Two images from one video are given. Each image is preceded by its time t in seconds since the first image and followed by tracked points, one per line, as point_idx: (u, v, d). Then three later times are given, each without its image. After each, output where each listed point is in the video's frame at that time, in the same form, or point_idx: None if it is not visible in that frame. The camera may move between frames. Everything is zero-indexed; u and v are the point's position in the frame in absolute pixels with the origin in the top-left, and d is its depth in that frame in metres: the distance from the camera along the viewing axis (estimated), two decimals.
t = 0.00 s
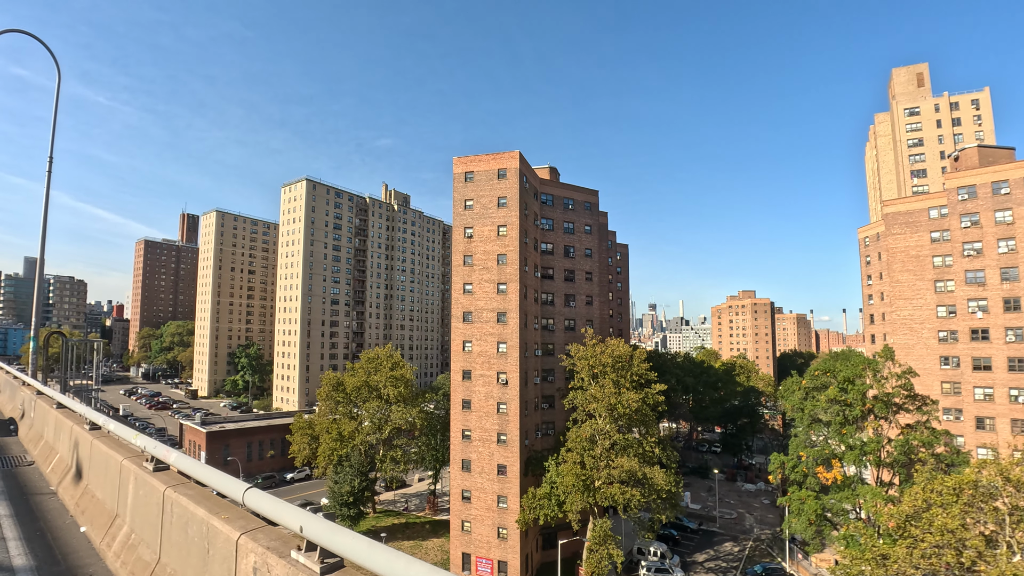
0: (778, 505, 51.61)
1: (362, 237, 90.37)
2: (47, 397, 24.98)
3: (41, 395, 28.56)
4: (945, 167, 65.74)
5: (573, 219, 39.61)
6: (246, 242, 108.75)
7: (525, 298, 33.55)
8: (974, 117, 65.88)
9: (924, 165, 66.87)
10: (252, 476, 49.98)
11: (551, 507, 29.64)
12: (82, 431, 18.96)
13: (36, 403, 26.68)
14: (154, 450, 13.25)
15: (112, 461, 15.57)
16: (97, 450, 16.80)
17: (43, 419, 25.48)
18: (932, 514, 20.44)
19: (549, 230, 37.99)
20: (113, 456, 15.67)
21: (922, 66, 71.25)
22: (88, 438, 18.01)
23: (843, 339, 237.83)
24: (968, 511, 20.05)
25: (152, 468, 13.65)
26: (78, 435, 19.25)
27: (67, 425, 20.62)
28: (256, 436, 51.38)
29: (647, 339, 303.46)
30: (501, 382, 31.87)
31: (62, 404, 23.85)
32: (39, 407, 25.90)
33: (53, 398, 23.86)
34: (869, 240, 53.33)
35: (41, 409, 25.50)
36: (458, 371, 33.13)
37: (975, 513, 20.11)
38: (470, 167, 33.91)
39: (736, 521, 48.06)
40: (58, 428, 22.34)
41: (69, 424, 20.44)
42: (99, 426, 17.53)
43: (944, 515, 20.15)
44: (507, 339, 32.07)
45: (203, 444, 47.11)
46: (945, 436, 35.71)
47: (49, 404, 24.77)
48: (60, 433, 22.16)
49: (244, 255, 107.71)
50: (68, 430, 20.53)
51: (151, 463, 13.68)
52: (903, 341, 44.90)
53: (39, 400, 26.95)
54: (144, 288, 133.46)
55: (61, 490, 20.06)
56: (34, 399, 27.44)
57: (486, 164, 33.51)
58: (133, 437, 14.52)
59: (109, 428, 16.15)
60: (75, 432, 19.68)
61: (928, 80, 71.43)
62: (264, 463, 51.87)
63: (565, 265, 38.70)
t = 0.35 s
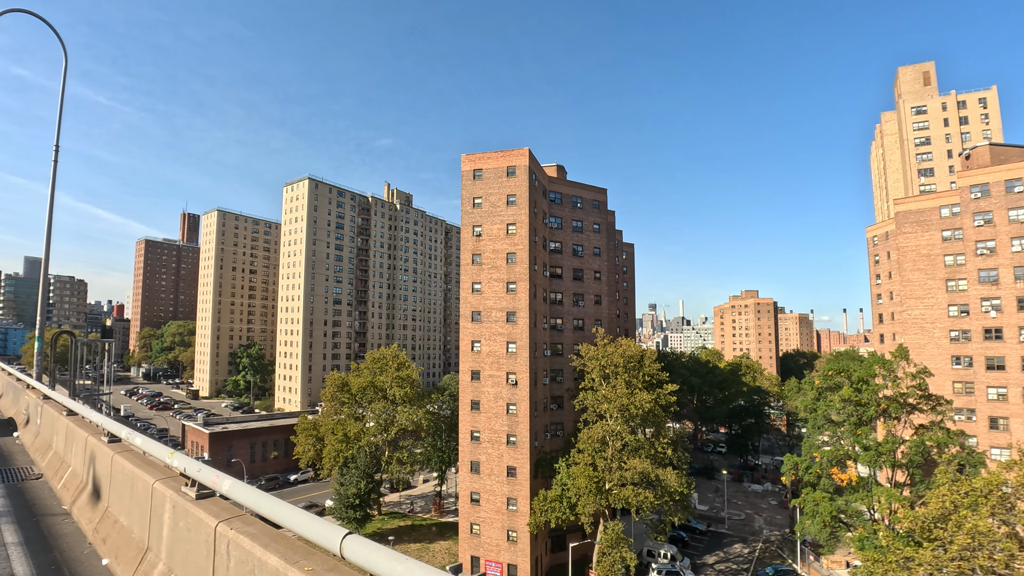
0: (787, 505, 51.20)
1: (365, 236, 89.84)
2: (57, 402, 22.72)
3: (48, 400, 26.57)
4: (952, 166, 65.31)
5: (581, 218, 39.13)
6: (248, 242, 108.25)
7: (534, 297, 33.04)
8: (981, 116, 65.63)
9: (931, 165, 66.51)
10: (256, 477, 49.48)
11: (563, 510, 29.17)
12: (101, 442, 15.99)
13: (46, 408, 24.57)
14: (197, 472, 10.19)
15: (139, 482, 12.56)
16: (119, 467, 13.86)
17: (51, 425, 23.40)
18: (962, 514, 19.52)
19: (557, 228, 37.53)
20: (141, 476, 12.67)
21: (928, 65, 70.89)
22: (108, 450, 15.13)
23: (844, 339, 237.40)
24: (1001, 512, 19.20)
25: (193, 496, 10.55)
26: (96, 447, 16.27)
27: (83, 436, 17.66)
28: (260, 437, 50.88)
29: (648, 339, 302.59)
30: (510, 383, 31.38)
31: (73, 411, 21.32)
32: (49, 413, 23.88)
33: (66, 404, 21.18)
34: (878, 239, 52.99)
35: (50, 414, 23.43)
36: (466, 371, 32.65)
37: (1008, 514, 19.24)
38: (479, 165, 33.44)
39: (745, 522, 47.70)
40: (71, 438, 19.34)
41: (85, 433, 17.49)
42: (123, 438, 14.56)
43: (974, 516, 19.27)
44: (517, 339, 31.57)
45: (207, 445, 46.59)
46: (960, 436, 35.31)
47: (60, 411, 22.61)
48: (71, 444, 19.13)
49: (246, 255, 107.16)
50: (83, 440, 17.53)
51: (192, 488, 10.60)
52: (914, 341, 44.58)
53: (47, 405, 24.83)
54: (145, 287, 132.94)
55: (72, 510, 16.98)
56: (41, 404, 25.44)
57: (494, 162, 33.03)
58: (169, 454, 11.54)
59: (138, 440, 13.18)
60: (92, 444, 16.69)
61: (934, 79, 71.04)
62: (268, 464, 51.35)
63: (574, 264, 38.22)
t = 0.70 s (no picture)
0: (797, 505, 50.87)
1: (367, 236, 89.30)
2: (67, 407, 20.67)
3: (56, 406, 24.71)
4: (960, 166, 64.87)
5: (590, 216, 38.67)
6: (249, 241, 107.70)
7: (543, 297, 32.57)
8: (988, 116, 65.17)
9: (939, 164, 66.07)
10: (260, 479, 49.00)
11: (575, 513, 28.71)
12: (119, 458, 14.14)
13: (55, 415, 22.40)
14: (269, 508, 7.77)
15: (179, 514, 9.89)
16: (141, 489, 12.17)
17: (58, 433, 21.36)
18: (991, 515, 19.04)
19: (566, 227, 37.07)
20: (182, 506, 10.00)
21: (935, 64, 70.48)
22: (131, 464, 12.97)
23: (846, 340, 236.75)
24: None
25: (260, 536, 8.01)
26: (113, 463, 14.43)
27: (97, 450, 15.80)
28: (263, 437, 50.36)
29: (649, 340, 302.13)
30: (520, 384, 30.90)
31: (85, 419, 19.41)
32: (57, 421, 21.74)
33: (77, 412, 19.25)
34: (888, 238, 52.95)
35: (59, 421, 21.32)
36: (475, 372, 32.17)
37: None
38: (488, 162, 32.95)
39: (754, 523, 47.29)
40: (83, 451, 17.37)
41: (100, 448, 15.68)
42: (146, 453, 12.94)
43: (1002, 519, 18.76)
44: (527, 339, 31.08)
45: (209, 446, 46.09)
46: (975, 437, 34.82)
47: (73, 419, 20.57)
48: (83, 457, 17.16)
49: (247, 255, 106.64)
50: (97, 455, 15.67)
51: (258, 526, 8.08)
52: (925, 340, 44.32)
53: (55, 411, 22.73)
54: (146, 287, 132.37)
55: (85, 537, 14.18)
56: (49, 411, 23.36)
57: (504, 159, 32.53)
58: (222, 482, 9.05)
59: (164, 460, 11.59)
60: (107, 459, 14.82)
61: (941, 78, 70.63)
62: (271, 465, 50.83)
63: (582, 263, 37.75)
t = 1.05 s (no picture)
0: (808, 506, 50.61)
1: (370, 235, 88.80)
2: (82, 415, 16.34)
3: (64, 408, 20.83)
4: (968, 165, 64.44)
5: (599, 214, 38.17)
6: (251, 241, 107.22)
7: (554, 296, 32.06)
8: (995, 114, 64.72)
9: (947, 163, 65.67)
10: (263, 480, 48.50)
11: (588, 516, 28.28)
12: (161, 486, 9.90)
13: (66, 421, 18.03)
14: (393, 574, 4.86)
15: (243, 561, 7.13)
16: (198, 528, 8.40)
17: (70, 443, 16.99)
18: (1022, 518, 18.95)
19: (575, 225, 36.59)
20: (242, 552, 7.22)
21: (942, 62, 70.10)
22: (165, 489, 9.85)
23: (847, 340, 236.41)
24: None
25: None
26: (152, 494, 10.15)
27: (128, 472, 11.49)
28: (266, 439, 49.81)
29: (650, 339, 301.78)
30: (531, 385, 30.43)
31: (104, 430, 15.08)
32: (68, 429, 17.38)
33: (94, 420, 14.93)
34: (896, 238, 52.77)
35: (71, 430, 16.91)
36: (485, 372, 31.68)
37: None
38: (497, 159, 32.45)
39: (764, 525, 46.83)
40: (107, 471, 12.97)
41: (133, 469, 11.37)
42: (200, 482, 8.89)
43: None
44: (537, 339, 30.59)
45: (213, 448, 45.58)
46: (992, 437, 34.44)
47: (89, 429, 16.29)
48: (108, 480, 12.74)
49: (248, 254, 106.04)
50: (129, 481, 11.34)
51: None
52: (938, 340, 44.07)
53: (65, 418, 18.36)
54: (146, 287, 131.79)
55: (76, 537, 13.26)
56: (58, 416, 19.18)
57: (513, 157, 32.04)
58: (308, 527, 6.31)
59: (239, 497, 7.45)
60: (144, 486, 10.53)
61: (948, 77, 70.22)
62: (275, 467, 50.29)
63: (592, 262, 37.27)
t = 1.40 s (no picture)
0: (816, 506, 50.60)
1: (372, 234, 88.26)
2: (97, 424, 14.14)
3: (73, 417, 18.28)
4: (975, 163, 64.01)
5: (608, 213, 37.68)
6: (252, 241, 106.67)
7: (565, 295, 31.55)
8: (1003, 112, 64.19)
9: (954, 162, 65.20)
10: (267, 483, 47.97)
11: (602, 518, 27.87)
12: (215, 525, 7.90)
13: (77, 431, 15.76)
14: None
15: None
16: None
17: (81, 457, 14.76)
18: None
19: (584, 224, 36.11)
20: None
21: (948, 60, 69.69)
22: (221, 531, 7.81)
23: (848, 340, 235.97)
24: None
25: None
26: (202, 532, 8.20)
27: (167, 501, 9.45)
28: (270, 440, 49.31)
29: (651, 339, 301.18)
30: (542, 385, 29.95)
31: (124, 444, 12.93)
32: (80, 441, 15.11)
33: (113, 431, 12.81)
34: (906, 238, 53.13)
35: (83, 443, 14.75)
36: (495, 372, 31.23)
37: None
38: (506, 157, 31.95)
39: (773, 526, 46.44)
40: (133, 495, 10.87)
41: (170, 497, 9.36)
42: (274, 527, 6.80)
43: None
44: (548, 339, 30.09)
45: (216, 450, 45.00)
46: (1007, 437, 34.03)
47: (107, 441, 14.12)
48: (134, 505, 10.75)
49: (250, 254, 105.53)
50: (166, 511, 9.36)
51: None
52: (949, 339, 43.69)
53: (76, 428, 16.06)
54: (147, 287, 131.33)
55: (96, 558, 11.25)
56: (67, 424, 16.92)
57: (523, 154, 31.55)
58: None
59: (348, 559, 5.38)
60: (190, 520, 8.62)
61: (955, 75, 69.78)
62: (278, 469, 49.79)
63: (601, 261, 36.80)
